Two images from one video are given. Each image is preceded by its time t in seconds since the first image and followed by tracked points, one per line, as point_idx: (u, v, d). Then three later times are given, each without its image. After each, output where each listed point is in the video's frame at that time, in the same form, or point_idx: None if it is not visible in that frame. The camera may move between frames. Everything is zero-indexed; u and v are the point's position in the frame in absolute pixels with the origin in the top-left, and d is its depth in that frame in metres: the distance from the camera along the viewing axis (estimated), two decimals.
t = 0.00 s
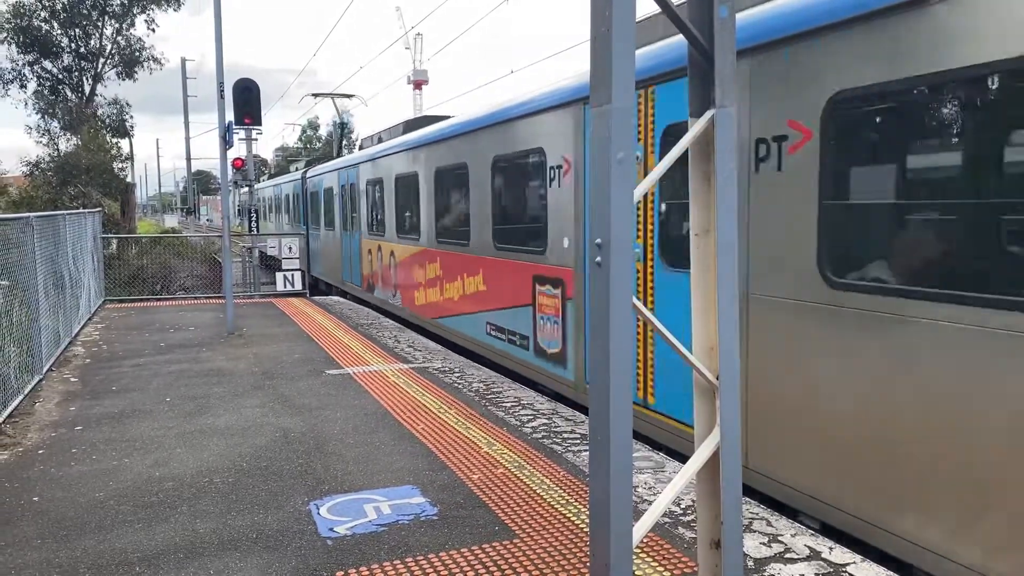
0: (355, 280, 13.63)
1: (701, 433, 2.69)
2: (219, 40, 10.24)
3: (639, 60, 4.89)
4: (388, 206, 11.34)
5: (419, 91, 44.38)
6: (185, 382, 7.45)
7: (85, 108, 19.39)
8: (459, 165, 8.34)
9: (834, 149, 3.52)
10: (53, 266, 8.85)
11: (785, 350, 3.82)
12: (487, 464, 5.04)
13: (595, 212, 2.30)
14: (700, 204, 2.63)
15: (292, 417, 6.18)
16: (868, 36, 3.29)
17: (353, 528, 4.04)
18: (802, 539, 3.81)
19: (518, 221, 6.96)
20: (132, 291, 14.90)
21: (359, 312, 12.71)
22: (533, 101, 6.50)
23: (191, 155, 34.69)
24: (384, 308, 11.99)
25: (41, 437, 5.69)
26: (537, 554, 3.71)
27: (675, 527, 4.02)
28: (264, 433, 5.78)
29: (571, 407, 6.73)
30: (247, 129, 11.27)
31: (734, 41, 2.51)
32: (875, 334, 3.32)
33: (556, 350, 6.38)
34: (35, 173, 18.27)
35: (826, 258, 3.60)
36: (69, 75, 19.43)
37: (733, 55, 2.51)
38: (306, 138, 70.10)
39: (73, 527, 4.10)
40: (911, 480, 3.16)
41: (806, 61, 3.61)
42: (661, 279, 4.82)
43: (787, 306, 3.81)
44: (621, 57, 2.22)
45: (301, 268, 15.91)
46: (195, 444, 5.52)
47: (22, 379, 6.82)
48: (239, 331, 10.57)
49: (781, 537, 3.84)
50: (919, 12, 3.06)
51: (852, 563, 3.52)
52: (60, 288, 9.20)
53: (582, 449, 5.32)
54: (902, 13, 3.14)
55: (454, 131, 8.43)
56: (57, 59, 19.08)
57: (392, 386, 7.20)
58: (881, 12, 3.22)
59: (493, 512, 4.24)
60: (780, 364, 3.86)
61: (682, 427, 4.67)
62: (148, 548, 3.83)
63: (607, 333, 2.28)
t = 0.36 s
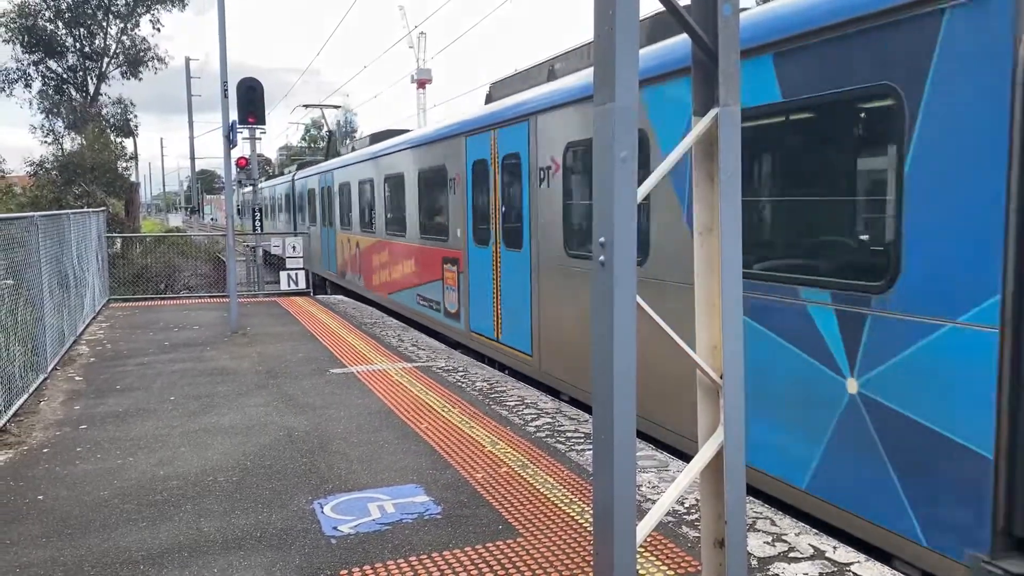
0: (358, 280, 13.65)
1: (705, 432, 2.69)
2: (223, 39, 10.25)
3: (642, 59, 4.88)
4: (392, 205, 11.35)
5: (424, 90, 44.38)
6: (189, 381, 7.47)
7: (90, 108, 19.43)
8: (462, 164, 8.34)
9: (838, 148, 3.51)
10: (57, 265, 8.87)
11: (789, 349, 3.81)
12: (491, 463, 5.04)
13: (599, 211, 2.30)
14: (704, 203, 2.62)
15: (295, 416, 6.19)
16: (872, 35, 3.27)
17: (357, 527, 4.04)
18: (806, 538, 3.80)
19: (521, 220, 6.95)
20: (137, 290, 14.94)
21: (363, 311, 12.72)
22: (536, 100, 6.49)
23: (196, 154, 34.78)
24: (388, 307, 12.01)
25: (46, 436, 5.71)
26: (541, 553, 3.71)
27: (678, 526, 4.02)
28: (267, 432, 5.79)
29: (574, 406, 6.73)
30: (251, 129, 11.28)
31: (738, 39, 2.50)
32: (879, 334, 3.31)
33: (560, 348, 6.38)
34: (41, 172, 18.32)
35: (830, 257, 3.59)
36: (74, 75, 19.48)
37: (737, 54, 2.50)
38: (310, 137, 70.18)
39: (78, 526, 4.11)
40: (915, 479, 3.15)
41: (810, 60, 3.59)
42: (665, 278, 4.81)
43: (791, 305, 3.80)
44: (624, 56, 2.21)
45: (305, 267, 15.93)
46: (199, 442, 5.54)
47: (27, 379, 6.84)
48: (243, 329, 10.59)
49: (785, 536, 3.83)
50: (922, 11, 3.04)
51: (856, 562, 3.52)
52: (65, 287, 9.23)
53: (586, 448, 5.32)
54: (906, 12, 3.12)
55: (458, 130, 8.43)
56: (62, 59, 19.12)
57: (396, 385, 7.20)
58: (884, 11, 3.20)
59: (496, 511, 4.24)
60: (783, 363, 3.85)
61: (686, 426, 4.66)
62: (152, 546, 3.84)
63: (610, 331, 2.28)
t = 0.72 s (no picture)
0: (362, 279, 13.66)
1: (709, 431, 2.69)
2: (227, 39, 10.26)
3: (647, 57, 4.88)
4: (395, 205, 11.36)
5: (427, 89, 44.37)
6: (194, 380, 7.48)
7: (94, 107, 19.47)
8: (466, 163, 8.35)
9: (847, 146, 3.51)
10: (62, 264, 8.88)
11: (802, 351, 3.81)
12: (494, 461, 5.05)
13: (602, 210, 2.30)
14: (708, 201, 2.62)
15: (300, 415, 6.19)
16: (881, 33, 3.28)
17: (361, 526, 4.05)
18: (810, 537, 3.79)
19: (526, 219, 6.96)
20: (140, 289, 14.95)
21: (366, 310, 12.73)
22: (540, 98, 6.50)
23: (199, 154, 34.79)
24: (392, 306, 12.01)
25: (50, 435, 5.73)
26: (545, 553, 3.71)
27: (682, 525, 4.02)
28: (272, 430, 5.80)
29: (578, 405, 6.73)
30: (255, 129, 11.29)
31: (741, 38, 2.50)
32: (892, 334, 3.31)
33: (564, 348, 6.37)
34: (45, 172, 18.35)
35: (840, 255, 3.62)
36: (78, 75, 19.51)
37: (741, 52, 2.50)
38: (313, 136, 70.24)
39: (83, 524, 4.12)
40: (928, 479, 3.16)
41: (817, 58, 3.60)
42: (669, 277, 4.81)
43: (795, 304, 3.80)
44: (628, 55, 2.21)
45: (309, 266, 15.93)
46: (204, 442, 5.55)
47: (31, 377, 6.86)
48: (247, 329, 10.60)
49: (789, 535, 3.83)
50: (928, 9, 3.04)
51: (861, 561, 3.51)
52: (69, 286, 9.24)
53: (590, 446, 5.32)
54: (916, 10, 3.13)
55: (461, 129, 8.45)
56: (66, 59, 19.16)
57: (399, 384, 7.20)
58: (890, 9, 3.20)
59: (501, 510, 4.24)
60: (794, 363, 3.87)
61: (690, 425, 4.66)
62: (157, 545, 3.85)
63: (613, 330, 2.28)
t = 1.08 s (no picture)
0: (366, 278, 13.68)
1: (713, 429, 2.68)
2: (230, 39, 10.27)
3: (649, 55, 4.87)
4: (399, 204, 11.36)
5: (431, 88, 44.37)
6: (198, 379, 7.49)
7: (98, 107, 19.52)
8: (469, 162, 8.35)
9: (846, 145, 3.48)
10: (66, 263, 8.91)
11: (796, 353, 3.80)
12: (498, 461, 5.05)
13: (606, 209, 2.30)
14: (712, 200, 2.61)
15: (303, 414, 6.21)
16: (880, 29, 3.24)
17: (364, 525, 4.05)
18: (815, 536, 3.79)
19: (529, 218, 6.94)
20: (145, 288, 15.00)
21: (370, 309, 12.75)
22: (544, 97, 6.49)
23: (203, 152, 34.95)
24: (396, 305, 12.01)
25: (55, 433, 5.75)
26: (549, 552, 3.71)
27: (686, 524, 4.01)
28: (275, 430, 5.81)
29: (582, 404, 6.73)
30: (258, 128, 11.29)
31: (745, 35, 2.49)
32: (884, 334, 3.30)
33: (567, 347, 6.36)
34: (50, 171, 18.41)
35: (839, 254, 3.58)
36: (83, 74, 19.57)
37: (745, 50, 2.49)
38: (317, 136, 70.40)
39: (87, 523, 4.13)
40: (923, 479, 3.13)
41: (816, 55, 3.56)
42: (672, 276, 4.80)
43: (798, 303, 3.79)
44: (631, 54, 2.21)
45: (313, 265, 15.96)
46: (207, 441, 5.56)
47: (36, 376, 6.88)
48: (252, 328, 10.62)
49: (793, 534, 3.82)
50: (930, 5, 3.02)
51: (865, 561, 3.51)
52: (74, 285, 9.27)
53: (593, 446, 5.32)
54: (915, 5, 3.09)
55: (465, 128, 8.44)
56: (71, 58, 19.21)
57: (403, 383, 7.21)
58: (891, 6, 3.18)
59: (503, 509, 4.24)
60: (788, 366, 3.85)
61: (693, 424, 4.65)
62: (161, 544, 3.86)
63: (616, 328, 2.28)
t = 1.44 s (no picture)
0: (370, 278, 13.69)
1: (716, 429, 2.68)
2: (234, 39, 10.29)
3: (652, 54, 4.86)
4: (402, 203, 11.37)
5: (433, 87, 44.38)
6: (202, 378, 7.51)
7: (102, 107, 19.54)
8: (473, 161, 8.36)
9: (849, 143, 3.49)
10: (71, 263, 8.94)
11: (799, 348, 3.81)
12: (502, 460, 5.05)
13: (609, 208, 2.30)
14: (716, 199, 2.61)
15: (307, 413, 6.22)
16: (885, 27, 3.24)
17: (368, 524, 4.06)
18: (819, 536, 3.78)
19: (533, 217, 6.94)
20: (149, 287, 15.03)
21: (374, 309, 12.76)
22: (546, 96, 6.49)
23: (206, 152, 35.03)
24: (400, 304, 12.02)
25: (60, 433, 5.76)
26: (552, 551, 3.71)
27: (689, 524, 4.01)
28: (279, 429, 5.82)
29: (585, 403, 6.73)
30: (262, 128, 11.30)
31: (748, 34, 2.48)
32: (887, 331, 3.31)
33: (571, 347, 6.36)
34: (54, 171, 18.45)
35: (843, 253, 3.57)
36: (86, 74, 19.60)
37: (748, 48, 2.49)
38: (320, 135, 70.49)
39: (92, 522, 4.14)
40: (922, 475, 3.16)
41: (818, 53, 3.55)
42: (675, 275, 4.80)
43: (800, 301, 3.79)
44: (634, 53, 2.21)
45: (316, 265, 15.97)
46: (211, 440, 5.57)
47: (40, 375, 6.90)
48: (255, 327, 10.63)
49: (797, 534, 3.82)
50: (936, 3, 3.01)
51: (869, 561, 3.50)
52: (78, 285, 9.29)
53: (596, 445, 5.32)
54: (922, 3, 3.08)
55: (467, 128, 8.44)
56: (75, 58, 19.24)
57: (406, 383, 7.22)
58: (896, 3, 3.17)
59: (507, 508, 4.24)
60: (789, 360, 3.87)
61: (697, 424, 4.65)
62: (165, 542, 3.87)
63: (621, 328, 2.27)
